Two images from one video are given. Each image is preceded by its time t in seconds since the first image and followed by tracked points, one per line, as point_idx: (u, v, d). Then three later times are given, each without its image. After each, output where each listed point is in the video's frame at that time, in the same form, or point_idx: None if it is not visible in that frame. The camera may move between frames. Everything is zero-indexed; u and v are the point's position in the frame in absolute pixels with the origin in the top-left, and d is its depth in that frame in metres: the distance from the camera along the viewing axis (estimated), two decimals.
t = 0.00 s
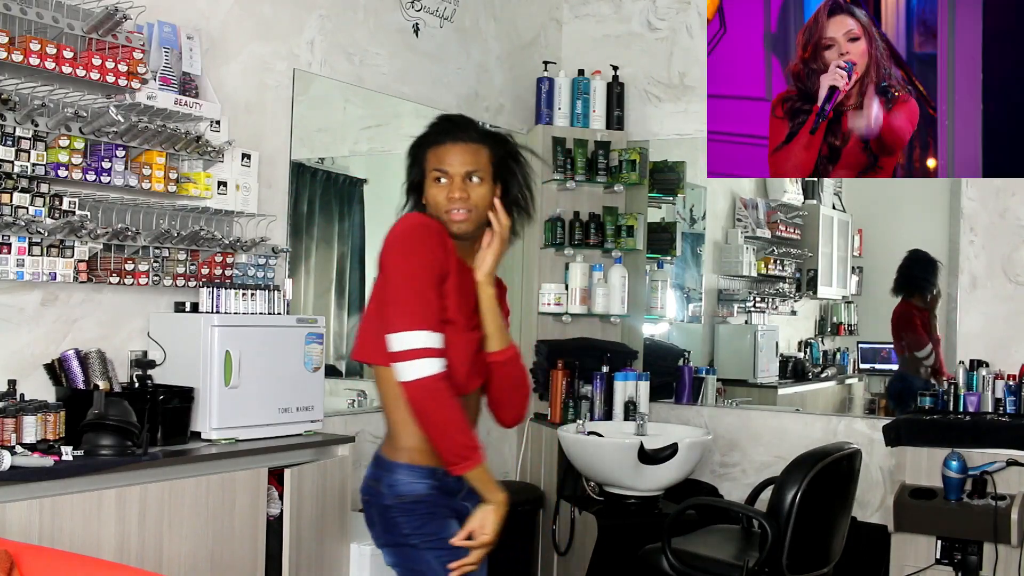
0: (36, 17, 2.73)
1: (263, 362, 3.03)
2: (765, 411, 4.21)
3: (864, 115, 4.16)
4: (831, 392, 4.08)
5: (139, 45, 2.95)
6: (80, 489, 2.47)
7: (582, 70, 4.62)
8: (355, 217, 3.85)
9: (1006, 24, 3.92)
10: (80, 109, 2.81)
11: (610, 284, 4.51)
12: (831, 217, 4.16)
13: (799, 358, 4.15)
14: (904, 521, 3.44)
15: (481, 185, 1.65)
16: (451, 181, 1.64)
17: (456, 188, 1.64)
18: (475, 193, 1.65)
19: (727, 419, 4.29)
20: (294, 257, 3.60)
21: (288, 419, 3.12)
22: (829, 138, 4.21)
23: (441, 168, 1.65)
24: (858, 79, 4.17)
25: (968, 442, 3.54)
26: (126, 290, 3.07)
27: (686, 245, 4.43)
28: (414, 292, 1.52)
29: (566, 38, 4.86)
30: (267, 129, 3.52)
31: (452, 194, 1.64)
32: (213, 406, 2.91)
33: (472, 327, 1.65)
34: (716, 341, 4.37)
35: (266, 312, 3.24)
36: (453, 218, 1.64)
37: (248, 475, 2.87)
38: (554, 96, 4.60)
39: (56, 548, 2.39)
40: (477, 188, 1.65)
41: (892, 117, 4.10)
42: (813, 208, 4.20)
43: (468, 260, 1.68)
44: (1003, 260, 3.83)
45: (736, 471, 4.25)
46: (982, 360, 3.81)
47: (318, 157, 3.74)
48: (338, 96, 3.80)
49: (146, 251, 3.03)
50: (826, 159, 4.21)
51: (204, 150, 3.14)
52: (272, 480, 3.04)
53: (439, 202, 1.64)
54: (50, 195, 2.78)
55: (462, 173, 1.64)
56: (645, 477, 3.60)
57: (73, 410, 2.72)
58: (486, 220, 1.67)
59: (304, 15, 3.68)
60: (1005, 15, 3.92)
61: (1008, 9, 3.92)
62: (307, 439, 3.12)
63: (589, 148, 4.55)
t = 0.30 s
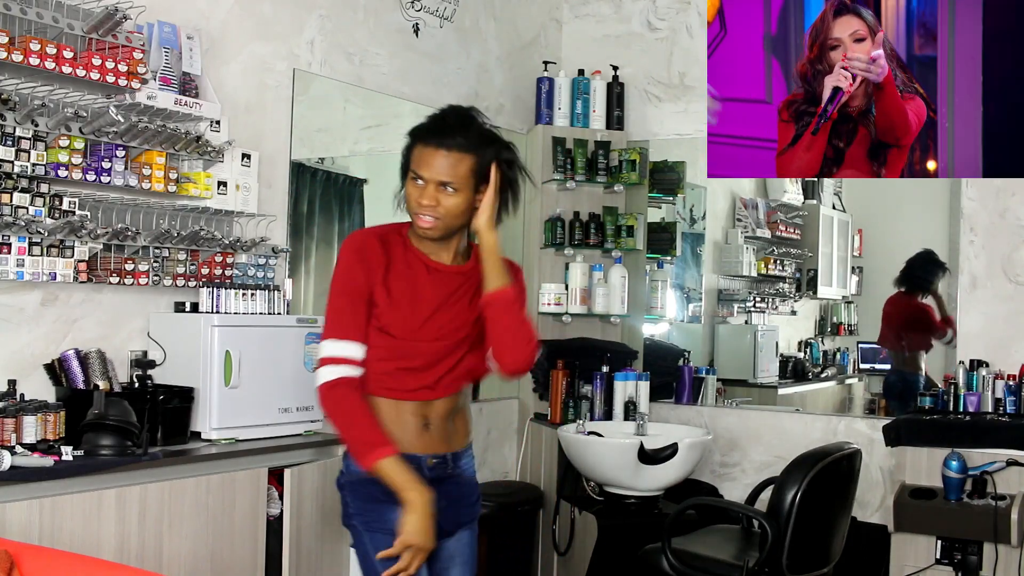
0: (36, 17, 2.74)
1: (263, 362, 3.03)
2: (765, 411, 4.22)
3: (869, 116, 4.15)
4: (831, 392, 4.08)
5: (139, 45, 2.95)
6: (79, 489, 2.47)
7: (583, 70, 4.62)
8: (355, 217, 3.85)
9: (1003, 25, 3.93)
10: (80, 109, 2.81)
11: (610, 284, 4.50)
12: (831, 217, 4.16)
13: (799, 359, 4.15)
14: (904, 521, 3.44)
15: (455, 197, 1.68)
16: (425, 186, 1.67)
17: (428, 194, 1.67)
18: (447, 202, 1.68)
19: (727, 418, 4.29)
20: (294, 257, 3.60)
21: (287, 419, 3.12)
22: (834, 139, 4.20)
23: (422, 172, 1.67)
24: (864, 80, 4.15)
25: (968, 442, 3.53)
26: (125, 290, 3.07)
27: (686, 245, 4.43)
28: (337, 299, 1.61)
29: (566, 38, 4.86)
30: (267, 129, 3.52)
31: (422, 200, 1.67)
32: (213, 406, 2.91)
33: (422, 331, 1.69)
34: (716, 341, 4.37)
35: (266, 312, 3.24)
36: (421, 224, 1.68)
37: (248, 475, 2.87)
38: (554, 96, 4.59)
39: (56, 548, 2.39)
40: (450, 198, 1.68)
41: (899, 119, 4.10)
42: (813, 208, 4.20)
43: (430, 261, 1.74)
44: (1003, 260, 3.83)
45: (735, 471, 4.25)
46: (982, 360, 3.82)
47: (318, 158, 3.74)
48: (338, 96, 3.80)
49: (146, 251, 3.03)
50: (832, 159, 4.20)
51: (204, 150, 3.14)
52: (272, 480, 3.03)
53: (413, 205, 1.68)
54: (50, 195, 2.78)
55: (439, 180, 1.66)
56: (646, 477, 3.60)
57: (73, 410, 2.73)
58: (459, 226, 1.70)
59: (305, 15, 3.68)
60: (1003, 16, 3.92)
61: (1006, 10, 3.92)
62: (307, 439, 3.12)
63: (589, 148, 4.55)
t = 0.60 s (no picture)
0: (36, 18, 2.74)
1: (263, 362, 3.03)
2: (765, 411, 4.21)
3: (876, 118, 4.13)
4: (831, 392, 4.08)
5: (139, 45, 2.95)
6: (80, 489, 2.48)
7: (583, 70, 4.62)
8: (355, 217, 3.84)
9: (1004, 24, 3.92)
10: (81, 109, 2.81)
11: (610, 284, 4.51)
12: (831, 217, 4.15)
13: (799, 359, 4.15)
14: (904, 521, 3.44)
15: (425, 182, 1.83)
16: (396, 178, 1.83)
17: (399, 184, 1.83)
18: (419, 189, 1.82)
19: (727, 419, 4.29)
20: (294, 257, 3.60)
21: (287, 419, 3.11)
22: (841, 140, 4.19)
23: (391, 165, 1.84)
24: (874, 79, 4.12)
25: (968, 442, 3.53)
26: (125, 290, 3.07)
27: (686, 245, 4.43)
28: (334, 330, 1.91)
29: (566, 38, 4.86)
30: (267, 129, 3.52)
31: (395, 191, 1.83)
32: (213, 407, 2.91)
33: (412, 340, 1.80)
34: (716, 340, 4.37)
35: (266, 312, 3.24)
36: (399, 215, 1.84)
37: (248, 476, 2.87)
38: (554, 96, 4.59)
39: (56, 548, 2.39)
40: (421, 185, 1.83)
41: (909, 121, 4.08)
42: (813, 208, 4.19)
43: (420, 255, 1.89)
44: (1003, 260, 3.83)
45: (736, 471, 4.24)
46: (982, 360, 3.82)
47: (318, 157, 3.74)
48: (338, 96, 3.80)
49: (146, 251, 3.03)
50: (841, 160, 4.17)
51: (204, 150, 3.14)
52: (273, 480, 3.02)
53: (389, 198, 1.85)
54: (50, 195, 2.78)
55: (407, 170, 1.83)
56: (646, 477, 3.60)
57: (73, 410, 2.73)
58: (435, 211, 1.84)
59: (305, 15, 3.68)
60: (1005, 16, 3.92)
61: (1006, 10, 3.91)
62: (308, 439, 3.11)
63: (590, 148, 4.57)
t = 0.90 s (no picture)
0: (35, 17, 2.73)
1: (263, 363, 3.03)
2: (765, 412, 4.21)
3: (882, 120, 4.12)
4: (831, 392, 4.07)
5: (139, 45, 2.95)
6: (79, 490, 2.47)
7: (583, 70, 4.62)
8: (355, 216, 3.82)
9: (1003, 26, 3.91)
10: (80, 109, 2.81)
11: (610, 284, 4.50)
12: (831, 217, 4.15)
13: (799, 359, 4.14)
14: (905, 522, 3.44)
15: (422, 163, 1.84)
16: (394, 159, 1.86)
17: (397, 164, 1.85)
18: (416, 168, 1.84)
19: (727, 419, 4.28)
20: (294, 257, 3.60)
21: (287, 419, 3.11)
22: (846, 143, 4.17)
23: (389, 147, 1.87)
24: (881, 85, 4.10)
25: (969, 442, 3.52)
26: (125, 290, 3.07)
27: (686, 245, 4.43)
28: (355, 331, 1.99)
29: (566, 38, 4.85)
30: (267, 129, 3.52)
31: (392, 170, 1.84)
32: (213, 407, 2.90)
33: (406, 337, 1.80)
34: (717, 340, 4.37)
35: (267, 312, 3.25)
36: (396, 194, 1.84)
37: (248, 476, 2.87)
38: (554, 95, 4.59)
39: (56, 549, 2.39)
40: (418, 163, 1.84)
41: (915, 125, 4.06)
42: (813, 208, 4.19)
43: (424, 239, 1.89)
44: (1003, 260, 3.83)
45: (736, 471, 4.24)
46: (982, 360, 3.82)
47: (318, 158, 3.74)
48: (338, 96, 3.80)
49: (146, 251, 3.03)
50: (847, 163, 4.15)
51: (204, 150, 3.14)
52: (272, 480, 3.04)
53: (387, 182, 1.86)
54: (50, 195, 2.77)
55: (405, 151, 1.85)
56: (646, 478, 3.60)
57: (73, 410, 2.72)
58: (433, 190, 1.85)
59: (305, 15, 3.68)
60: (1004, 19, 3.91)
61: (1005, 12, 3.91)
62: (308, 439, 3.11)
63: (590, 148, 4.57)
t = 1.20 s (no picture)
0: (35, 17, 2.74)
1: (263, 363, 3.04)
2: (765, 411, 4.21)
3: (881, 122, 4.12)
4: (831, 391, 4.08)
5: (139, 44, 2.96)
6: (79, 489, 2.47)
7: (583, 69, 4.62)
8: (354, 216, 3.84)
9: (1003, 27, 3.92)
10: (80, 109, 2.81)
11: (610, 283, 4.49)
12: (831, 216, 4.15)
13: (799, 358, 4.14)
14: (904, 521, 3.44)
15: (428, 164, 1.93)
16: (404, 162, 1.96)
17: (406, 166, 1.94)
18: (421, 169, 1.93)
19: (726, 418, 4.29)
20: (294, 256, 3.60)
21: (287, 418, 3.12)
22: (844, 147, 4.16)
23: (401, 150, 1.96)
24: (880, 93, 4.10)
25: (968, 441, 3.53)
26: (125, 289, 3.07)
27: (686, 245, 4.43)
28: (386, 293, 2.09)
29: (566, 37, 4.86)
30: (266, 129, 3.52)
31: (401, 173, 1.94)
32: (212, 407, 2.91)
33: (401, 303, 1.97)
34: (716, 339, 4.37)
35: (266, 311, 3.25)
36: (404, 196, 1.95)
37: (248, 475, 2.87)
38: (553, 95, 4.58)
39: (56, 548, 2.39)
40: (424, 165, 1.93)
41: (912, 132, 4.06)
42: (813, 207, 4.18)
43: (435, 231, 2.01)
44: (1003, 260, 3.84)
45: (735, 470, 4.25)
46: (982, 359, 3.82)
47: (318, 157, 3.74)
48: (338, 95, 3.80)
49: (146, 250, 3.04)
50: (843, 165, 4.16)
51: (203, 149, 3.14)
52: (272, 480, 3.03)
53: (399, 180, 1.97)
54: (50, 194, 2.78)
55: (411, 151, 1.94)
56: (645, 477, 3.60)
57: (73, 409, 2.73)
58: (440, 188, 1.94)
59: (304, 15, 3.68)
60: (1004, 20, 3.92)
61: (1005, 13, 3.92)
62: (307, 438, 3.11)
63: (589, 147, 4.54)
